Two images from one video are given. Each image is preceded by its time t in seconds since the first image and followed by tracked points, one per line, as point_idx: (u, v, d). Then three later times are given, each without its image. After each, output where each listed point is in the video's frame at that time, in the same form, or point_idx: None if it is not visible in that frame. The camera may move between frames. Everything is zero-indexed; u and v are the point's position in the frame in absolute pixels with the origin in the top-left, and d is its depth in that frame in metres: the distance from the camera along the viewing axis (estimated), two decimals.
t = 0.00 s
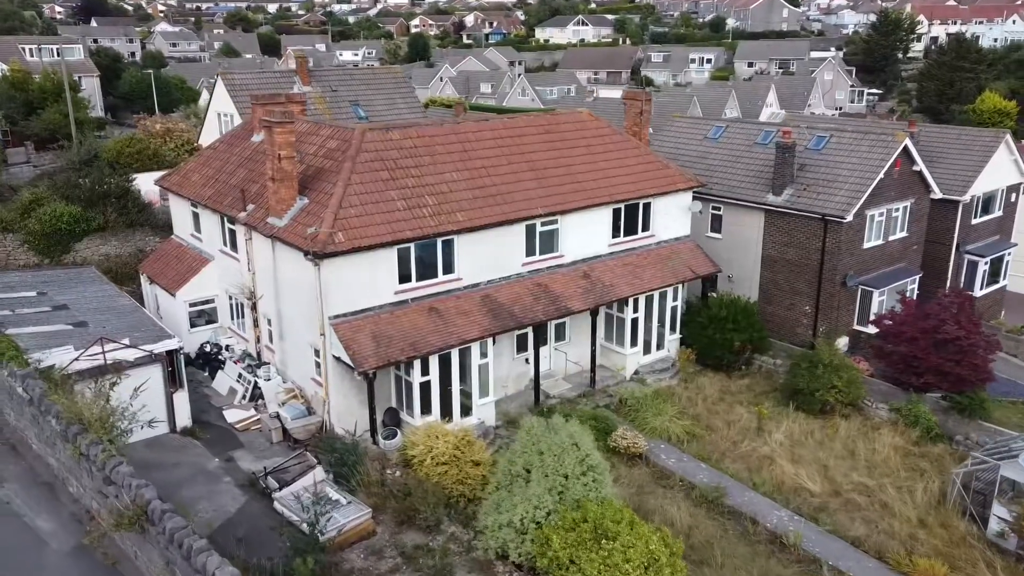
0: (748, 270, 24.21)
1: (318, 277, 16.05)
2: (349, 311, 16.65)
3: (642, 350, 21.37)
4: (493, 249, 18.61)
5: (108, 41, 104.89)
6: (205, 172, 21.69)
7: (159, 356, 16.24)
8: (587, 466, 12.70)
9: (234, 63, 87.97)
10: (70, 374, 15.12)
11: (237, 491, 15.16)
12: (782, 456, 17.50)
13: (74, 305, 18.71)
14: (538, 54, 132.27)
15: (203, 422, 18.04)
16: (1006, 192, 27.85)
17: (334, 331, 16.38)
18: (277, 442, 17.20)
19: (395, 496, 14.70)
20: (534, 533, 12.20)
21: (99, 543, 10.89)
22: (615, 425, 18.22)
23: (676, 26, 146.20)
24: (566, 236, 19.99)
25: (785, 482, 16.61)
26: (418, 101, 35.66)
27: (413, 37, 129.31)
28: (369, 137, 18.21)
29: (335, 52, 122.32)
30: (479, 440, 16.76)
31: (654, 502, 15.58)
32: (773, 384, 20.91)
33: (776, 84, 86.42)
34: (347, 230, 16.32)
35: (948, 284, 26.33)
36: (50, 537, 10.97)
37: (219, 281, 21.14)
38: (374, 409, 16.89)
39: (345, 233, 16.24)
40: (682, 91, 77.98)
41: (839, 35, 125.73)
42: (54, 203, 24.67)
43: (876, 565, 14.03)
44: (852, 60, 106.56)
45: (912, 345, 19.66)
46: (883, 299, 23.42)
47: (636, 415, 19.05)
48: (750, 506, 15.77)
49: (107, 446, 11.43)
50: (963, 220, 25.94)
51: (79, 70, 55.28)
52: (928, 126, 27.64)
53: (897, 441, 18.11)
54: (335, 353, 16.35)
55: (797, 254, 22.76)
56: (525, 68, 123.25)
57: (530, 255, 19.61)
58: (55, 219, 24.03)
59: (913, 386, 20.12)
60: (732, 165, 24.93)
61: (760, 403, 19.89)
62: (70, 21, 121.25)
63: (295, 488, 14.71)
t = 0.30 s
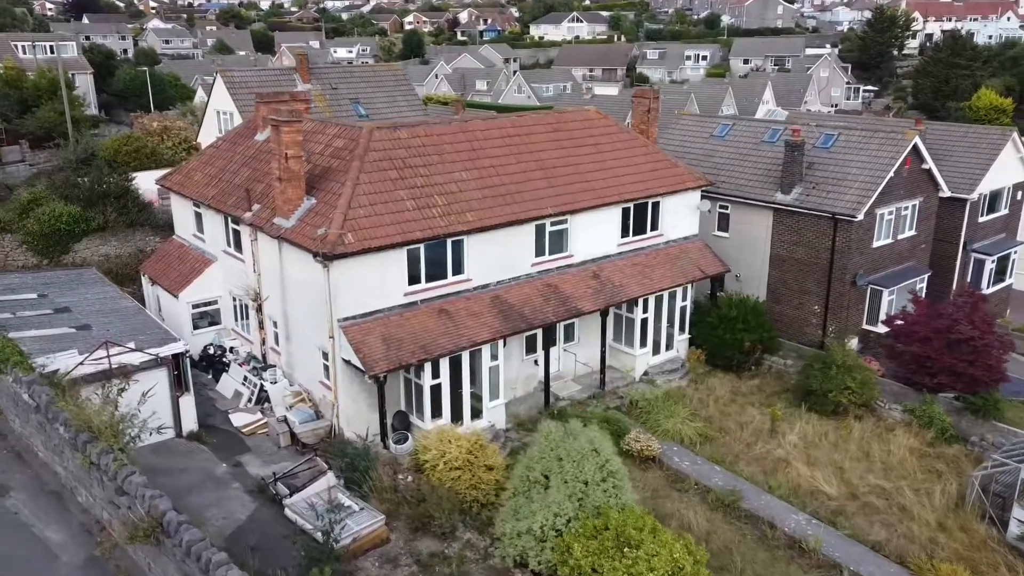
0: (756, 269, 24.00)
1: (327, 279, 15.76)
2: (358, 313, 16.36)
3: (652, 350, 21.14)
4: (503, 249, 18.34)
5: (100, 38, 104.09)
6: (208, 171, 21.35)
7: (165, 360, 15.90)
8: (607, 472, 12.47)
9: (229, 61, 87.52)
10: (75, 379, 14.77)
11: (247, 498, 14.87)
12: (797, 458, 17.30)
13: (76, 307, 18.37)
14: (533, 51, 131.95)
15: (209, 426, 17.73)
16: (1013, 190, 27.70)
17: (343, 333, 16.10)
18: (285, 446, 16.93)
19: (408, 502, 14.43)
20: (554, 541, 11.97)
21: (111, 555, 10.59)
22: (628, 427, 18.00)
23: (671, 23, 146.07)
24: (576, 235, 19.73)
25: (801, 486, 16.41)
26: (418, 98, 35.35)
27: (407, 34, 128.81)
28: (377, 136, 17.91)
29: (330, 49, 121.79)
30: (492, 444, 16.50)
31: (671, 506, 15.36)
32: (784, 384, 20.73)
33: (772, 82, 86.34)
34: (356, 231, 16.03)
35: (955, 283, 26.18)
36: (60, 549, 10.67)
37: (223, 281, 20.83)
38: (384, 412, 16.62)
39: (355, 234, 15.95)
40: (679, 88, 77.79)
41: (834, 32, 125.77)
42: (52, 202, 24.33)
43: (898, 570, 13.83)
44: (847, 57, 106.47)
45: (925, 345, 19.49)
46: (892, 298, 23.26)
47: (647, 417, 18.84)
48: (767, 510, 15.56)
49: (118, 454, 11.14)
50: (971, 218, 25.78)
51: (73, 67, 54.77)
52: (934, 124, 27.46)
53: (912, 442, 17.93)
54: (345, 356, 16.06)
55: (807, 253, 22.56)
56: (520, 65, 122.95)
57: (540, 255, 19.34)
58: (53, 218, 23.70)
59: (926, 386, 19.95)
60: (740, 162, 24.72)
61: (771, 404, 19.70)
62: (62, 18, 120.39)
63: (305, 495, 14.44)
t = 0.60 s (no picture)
0: (766, 268, 23.76)
1: (338, 281, 15.44)
2: (370, 316, 16.06)
3: (663, 351, 20.87)
4: (515, 250, 18.04)
5: (92, 34, 103.09)
6: (212, 170, 20.99)
7: (173, 364, 15.59)
8: (631, 480, 12.20)
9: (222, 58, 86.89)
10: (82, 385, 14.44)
11: (258, 506, 14.56)
12: (814, 461, 17.08)
13: (79, 310, 17.98)
14: (528, 48, 131.47)
15: (216, 431, 17.40)
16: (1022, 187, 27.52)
17: (355, 337, 15.78)
18: (295, 452, 16.60)
19: (424, 510, 14.14)
20: (578, 551, 11.69)
21: (125, 569, 10.27)
22: (642, 430, 17.74)
23: (665, 19, 145.77)
24: (587, 235, 19.45)
25: (820, 489, 16.18)
26: (419, 96, 34.97)
27: (401, 30, 128.12)
28: (386, 135, 17.58)
29: (323, 45, 121.02)
30: (506, 449, 16.22)
31: (690, 511, 15.12)
32: (797, 386, 20.52)
33: (769, 78, 86.27)
34: (368, 232, 15.71)
35: (965, 281, 26.01)
36: (71, 563, 10.35)
37: (227, 283, 20.47)
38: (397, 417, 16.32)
39: (367, 235, 15.64)
40: (676, 85, 77.53)
41: (829, 29, 125.72)
42: (50, 202, 23.90)
43: None
44: (843, 54, 106.36)
45: (940, 345, 19.28)
46: (904, 298, 23.07)
47: (661, 419, 18.59)
48: (787, 515, 15.33)
49: (131, 465, 10.82)
50: (980, 217, 25.60)
51: (66, 64, 54.09)
52: (943, 121, 27.24)
53: (930, 444, 17.73)
54: (357, 360, 15.76)
55: (818, 253, 22.34)
56: (515, 62, 122.50)
57: (551, 255, 19.05)
58: (52, 219, 23.28)
59: (940, 387, 19.75)
60: (749, 160, 24.47)
61: (785, 406, 19.48)
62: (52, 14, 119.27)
63: (319, 503, 14.14)
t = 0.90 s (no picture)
0: (776, 267, 23.55)
1: (350, 284, 15.15)
2: (381, 319, 15.77)
3: (674, 352, 20.65)
4: (527, 250, 17.77)
5: (83, 31, 102.13)
6: (216, 169, 20.64)
7: (180, 368, 15.27)
8: (655, 486, 12.00)
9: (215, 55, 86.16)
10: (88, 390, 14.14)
11: (270, 513, 14.28)
12: (831, 464, 16.88)
13: (83, 313, 17.62)
14: (522, 44, 131.02)
15: (224, 436, 17.08)
16: None
17: (367, 340, 15.49)
18: (305, 457, 16.31)
19: (440, 517, 13.87)
20: (602, 560, 11.27)
21: None
22: (656, 433, 17.51)
23: (660, 16, 145.51)
24: (599, 235, 19.19)
25: (839, 492, 15.98)
26: (420, 93, 34.64)
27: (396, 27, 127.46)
28: (396, 134, 17.28)
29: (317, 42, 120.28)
30: (521, 453, 15.97)
31: (709, 516, 14.90)
32: (810, 387, 20.32)
33: (765, 74, 86.17)
34: (380, 233, 15.42)
35: (974, 280, 25.86)
36: None
37: (233, 284, 20.14)
38: (409, 422, 16.04)
39: (379, 236, 15.35)
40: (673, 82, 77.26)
41: (823, 26, 125.66)
42: (50, 203, 23.47)
43: None
44: (838, 51, 106.21)
45: (955, 346, 19.10)
46: (914, 297, 22.89)
47: (675, 422, 18.36)
48: (806, 519, 15.11)
49: (146, 475, 10.52)
50: (989, 215, 25.44)
51: (59, 61, 53.44)
52: (950, 118, 27.05)
53: (947, 446, 17.56)
54: (369, 363, 15.47)
55: (829, 252, 22.13)
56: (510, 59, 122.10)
57: (563, 256, 18.78)
58: (52, 219, 22.86)
59: (955, 388, 19.57)
60: (758, 158, 24.24)
61: (799, 408, 19.28)
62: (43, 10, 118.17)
63: (332, 511, 13.90)
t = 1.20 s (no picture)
0: (786, 267, 23.32)
1: (363, 286, 14.83)
2: (394, 322, 15.46)
3: (686, 353, 20.39)
4: (540, 251, 17.47)
5: (75, 28, 101.19)
6: (220, 169, 20.27)
7: (189, 373, 14.89)
8: (682, 495, 11.68)
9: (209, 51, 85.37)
10: (96, 397, 13.76)
11: (283, 521, 13.95)
12: (850, 467, 16.64)
13: (86, 316, 17.24)
14: (517, 41, 130.49)
15: (232, 441, 16.75)
16: None
17: (380, 343, 15.18)
18: (316, 463, 15.98)
19: (457, 525, 13.56)
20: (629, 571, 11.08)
21: None
22: (672, 436, 17.25)
23: (654, 12, 145.20)
24: (611, 235, 18.90)
25: (860, 496, 15.74)
26: (422, 90, 34.27)
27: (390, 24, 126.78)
28: (407, 133, 16.94)
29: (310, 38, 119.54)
30: (536, 458, 15.67)
31: (729, 522, 14.63)
32: (824, 388, 20.09)
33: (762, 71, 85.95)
34: (393, 234, 15.11)
35: (984, 278, 25.66)
36: None
37: (238, 286, 19.78)
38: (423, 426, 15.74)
39: (392, 238, 15.03)
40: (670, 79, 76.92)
41: (819, 22, 125.50)
42: (50, 202, 23.08)
43: None
44: (833, 47, 106.02)
45: (972, 346, 18.88)
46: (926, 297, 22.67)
47: (690, 424, 18.09)
48: (828, 523, 14.87)
49: (161, 486, 10.20)
50: (999, 213, 25.24)
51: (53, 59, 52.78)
52: (959, 115, 26.85)
53: (965, 448, 17.34)
54: (382, 367, 15.15)
55: (841, 251, 21.90)
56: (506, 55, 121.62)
57: (575, 256, 18.48)
58: (52, 219, 22.46)
59: (971, 389, 19.35)
60: (767, 156, 23.99)
61: (814, 410, 19.04)
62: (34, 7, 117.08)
63: (347, 520, 13.59)
